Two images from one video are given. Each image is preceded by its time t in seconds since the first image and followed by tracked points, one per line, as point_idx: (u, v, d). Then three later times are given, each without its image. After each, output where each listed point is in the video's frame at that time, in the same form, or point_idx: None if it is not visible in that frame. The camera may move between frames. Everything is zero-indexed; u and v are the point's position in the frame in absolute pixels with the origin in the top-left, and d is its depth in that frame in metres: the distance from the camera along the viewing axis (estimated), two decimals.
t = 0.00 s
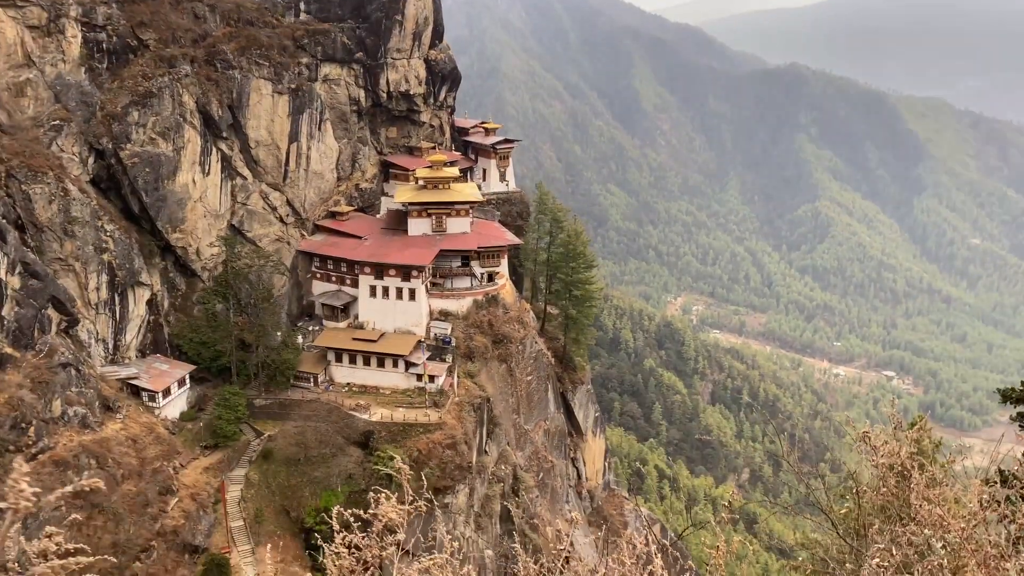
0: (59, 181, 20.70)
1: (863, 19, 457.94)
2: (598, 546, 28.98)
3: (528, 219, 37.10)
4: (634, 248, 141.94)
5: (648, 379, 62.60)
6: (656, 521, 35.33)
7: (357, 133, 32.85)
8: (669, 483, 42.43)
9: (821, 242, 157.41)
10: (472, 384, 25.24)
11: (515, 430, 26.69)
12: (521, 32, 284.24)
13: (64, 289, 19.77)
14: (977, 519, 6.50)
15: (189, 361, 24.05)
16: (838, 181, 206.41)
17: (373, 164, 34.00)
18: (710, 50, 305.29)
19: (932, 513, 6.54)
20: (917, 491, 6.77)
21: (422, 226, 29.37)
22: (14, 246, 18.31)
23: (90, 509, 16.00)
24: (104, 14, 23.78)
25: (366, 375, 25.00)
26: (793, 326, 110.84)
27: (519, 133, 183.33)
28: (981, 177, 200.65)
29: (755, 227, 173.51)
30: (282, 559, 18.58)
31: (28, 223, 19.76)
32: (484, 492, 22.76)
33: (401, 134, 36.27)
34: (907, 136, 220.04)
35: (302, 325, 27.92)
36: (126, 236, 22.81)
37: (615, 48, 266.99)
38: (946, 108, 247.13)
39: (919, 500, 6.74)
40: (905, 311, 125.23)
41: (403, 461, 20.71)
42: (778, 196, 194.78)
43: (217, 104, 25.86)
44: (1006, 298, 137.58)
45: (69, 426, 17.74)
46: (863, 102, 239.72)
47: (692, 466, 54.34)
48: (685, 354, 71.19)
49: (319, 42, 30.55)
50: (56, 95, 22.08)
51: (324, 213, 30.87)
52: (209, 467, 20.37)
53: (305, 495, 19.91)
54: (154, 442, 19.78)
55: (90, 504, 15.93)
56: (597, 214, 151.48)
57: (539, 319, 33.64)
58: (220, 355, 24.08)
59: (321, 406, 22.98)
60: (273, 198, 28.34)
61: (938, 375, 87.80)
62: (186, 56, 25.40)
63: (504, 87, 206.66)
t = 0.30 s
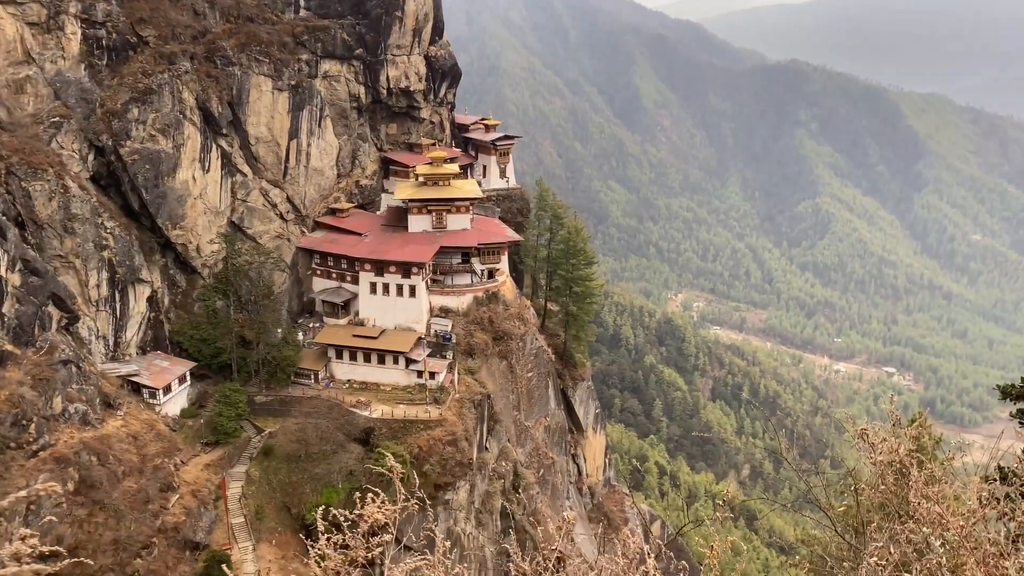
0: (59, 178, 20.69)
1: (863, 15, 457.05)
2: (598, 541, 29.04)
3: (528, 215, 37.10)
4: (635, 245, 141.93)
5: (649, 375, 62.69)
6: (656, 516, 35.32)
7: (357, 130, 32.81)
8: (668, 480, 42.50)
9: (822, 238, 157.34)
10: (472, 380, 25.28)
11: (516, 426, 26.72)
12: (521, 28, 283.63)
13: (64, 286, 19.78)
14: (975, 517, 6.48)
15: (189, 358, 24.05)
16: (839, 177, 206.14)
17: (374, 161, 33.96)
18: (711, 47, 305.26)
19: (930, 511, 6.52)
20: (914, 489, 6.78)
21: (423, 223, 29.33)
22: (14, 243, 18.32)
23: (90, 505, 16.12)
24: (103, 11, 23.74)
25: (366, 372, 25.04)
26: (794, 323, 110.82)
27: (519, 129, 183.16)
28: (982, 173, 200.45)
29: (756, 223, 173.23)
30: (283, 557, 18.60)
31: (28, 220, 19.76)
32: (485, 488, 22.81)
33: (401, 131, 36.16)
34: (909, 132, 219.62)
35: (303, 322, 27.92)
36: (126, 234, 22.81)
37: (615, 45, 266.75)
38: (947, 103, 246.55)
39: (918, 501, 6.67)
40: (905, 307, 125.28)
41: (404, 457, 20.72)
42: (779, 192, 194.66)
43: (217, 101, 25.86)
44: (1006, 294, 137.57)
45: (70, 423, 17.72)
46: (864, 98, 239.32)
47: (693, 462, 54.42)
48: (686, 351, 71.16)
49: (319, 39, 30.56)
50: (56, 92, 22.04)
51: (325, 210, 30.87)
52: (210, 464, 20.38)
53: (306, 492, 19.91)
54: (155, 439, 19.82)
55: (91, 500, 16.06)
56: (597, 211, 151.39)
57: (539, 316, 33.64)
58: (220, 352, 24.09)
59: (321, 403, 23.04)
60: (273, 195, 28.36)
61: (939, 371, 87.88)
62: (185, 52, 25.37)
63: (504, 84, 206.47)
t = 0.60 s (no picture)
0: (59, 176, 20.68)
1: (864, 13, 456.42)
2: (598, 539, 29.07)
3: (528, 213, 37.10)
4: (635, 243, 141.79)
5: (649, 373, 62.67)
6: (657, 514, 35.34)
7: (357, 128, 32.81)
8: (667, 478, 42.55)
9: (822, 236, 157.23)
10: (473, 378, 25.30)
11: (516, 424, 26.74)
12: (521, 26, 283.07)
13: (65, 285, 19.79)
14: (974, 516, 6.47)
15: (189, 356, 24.08)
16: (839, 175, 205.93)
17: (374, 158, 33.94)
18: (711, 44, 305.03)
19: (928, 511, 6.53)
20: (912, 488, 6.78)
21: (423, 221, 29.33)
22: (14, 241, 18.31)
23: (92, 503, 16.17)
24: (104, 9, 23.69)
25: (366, 370, 25.06)
26: (794, 321, 110.79)
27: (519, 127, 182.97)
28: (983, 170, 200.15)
29: (756, 221, 173.11)
30: (284, 555, 18.57)
31: (28, 218, 19.76)
32: (486, 486, 22.88)
33: (401, 128, 36.16)
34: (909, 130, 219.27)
35: (303, 320, 27.94)
36: (127, 232, 22.84)
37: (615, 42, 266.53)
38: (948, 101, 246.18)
39: (916, 497, 6.71)
40: (906, 304, 125.13)
41: (404, 456, 20.73)
42: (780, 190, 194.41)
43: (217, 100, 25.88)
44: (1007, 292, 137.50)
45: (71, 421, 17.76)
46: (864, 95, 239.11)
47: (693, 460, 54.46)
48: (686, 348, 71.13)
49: (320, 37, 30.54)
50: (57, 90, 22.03)
51: (325, 208, 30.84)
52: (210, 462, 20.39)
53: (307, 489, 19.90)
54: (156, 437, 19.84)
55: (92, 498, 16.11)
56: (597, 208, 151.19)
57: (539, 314, 33.66)
58: (220, 350, 24.11)
59: (321, 401, 23.06)
60: (273, 193, 28.37)
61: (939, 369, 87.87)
62: (186, 51, 25.38)
63: (505, 81, 206.20)
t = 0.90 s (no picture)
0: (60, 174, 20.68)
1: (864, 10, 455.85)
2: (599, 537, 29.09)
3: (529, 211, 37.11)
4: (636, 241, 141.63)
5: (650, 371, 62.61)
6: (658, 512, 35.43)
7: (358, 125, 32.82)
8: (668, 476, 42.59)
9: (823, 234, 157.01)
10: (474, 376, 25.30)
11: (517, 422, 26.75)
12: (522, 23, 282.41)
13: (66, 283, 19.78)
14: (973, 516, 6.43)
15: (190, 353, 24.10)
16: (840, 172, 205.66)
17: (375, 156, 33.94)
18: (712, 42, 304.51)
19: (925, 512, 6.50)
20: (910, 490, 6.75)
21: (424, 219, 29.35)
22: (15, 239, 18.33)
23: (93, 501, 16.20)
24: (104, 7, 23.64)
25: (367, 368, 25.08)
26: (795, 318, 110.65)
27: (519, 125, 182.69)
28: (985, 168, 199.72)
29: (757, 218, 172.89)
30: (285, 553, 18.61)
31: (29, 216, 19.77)
32: (487, 483, 22.92)
33: (402, 127, 36.19)
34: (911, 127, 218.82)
35: (304, 318, 27.99)
36: (128, 230, 22.84)
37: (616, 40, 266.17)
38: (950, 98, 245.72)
39: (916, 499, 6.66)
40: (907, 302, 124.93)
41: (405, 454, 20.71)
42: (781, 187, 194.08)
43: (218, 98, 25.87)
44: (1008, 289, 137.34)
45: (72, 419, 17.77)
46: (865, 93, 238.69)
47: (694, 458, 54.50)
48: (687, 346, 71.14)
49: (320, 34, 30.48)
50: (57, 88, 21.99)
51: (326, 206, 30.82)
52: (211, 459, 20.40)
53: (308, 487, 19.97)
54: (157, 434, 19.85)
55: (93, 496, 16.17)
56: (598, 206, 150.94)
57: (540, 311, 33.69)
58: (221, 348, 24.14)
59: (323, 399, 23.08)
60: (274, 191, 28.37)
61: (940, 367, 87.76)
62: (186, 48, 25.36)
63: (506, 79, 205.90)
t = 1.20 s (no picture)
0: (61, 172, 20.71)
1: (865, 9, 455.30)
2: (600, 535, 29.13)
3: (530, 210, 37.15)
4: (637, 240, 141.54)
5: (651, 370, 62.55)
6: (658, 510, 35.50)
7: (359, 124, 32.85)
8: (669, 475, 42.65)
9: (825, 233, 156.84)
10: (475, 374, 25.30)
11: (518, 420, 26.75)
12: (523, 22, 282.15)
13: (67, 281, 19.77)
14: (970, 516, 6.42)
15: (192, 352, 24.13)
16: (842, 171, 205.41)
17: (376, 155, 33.97)
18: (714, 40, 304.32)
19: (922, 511, 6.52)
20: (907, 488, 6.77)
21: (425, 218, 29.38)
22: (17, 237, 18.34)
23: (94, 499, 16.22)
24: (105, 6, 23.62)
25: (368, 366, 25.09)
26: (796, 317, 110.56)
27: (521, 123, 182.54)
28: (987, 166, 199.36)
29: (758, 217, 172.74)
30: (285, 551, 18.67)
31: (31, 215, 19.75)
32: (488, 482, 22.97)
33: (403, 125, 36.19)
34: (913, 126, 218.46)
35: (305, 316, 28.04)
36: (128, 228, 22.84)
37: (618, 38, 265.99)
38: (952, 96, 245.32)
39: (912, 498, 6.65)
40: (909, 301, 124.86)
41: (405, 452, 20.71)
42: (782, 186, 193.82)
43: (219, 96, 25.85)
44: (1010, 288, 137.21)
45: (73, 417, 17.77)
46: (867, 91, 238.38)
47: (695, 457, 54.55)
48: (688, 346, 71.17)
49: (321, 33, 30.49)
50: (59, 87, 21.98)
51: (327, 204, 30.83)
52: (213, 457, 20.46)
53: (309, 486, 20.06)
54: (158, 432, 19.86)
55: (94, 494, 16.21)
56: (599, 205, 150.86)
57: (542, 310, 33.71)
58: (222, 347, 24.17)
59: (324, 398, 23.10)
60: (276, 189, 28.42)
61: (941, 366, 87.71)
62: (187, 47, 25.36)
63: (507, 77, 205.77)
